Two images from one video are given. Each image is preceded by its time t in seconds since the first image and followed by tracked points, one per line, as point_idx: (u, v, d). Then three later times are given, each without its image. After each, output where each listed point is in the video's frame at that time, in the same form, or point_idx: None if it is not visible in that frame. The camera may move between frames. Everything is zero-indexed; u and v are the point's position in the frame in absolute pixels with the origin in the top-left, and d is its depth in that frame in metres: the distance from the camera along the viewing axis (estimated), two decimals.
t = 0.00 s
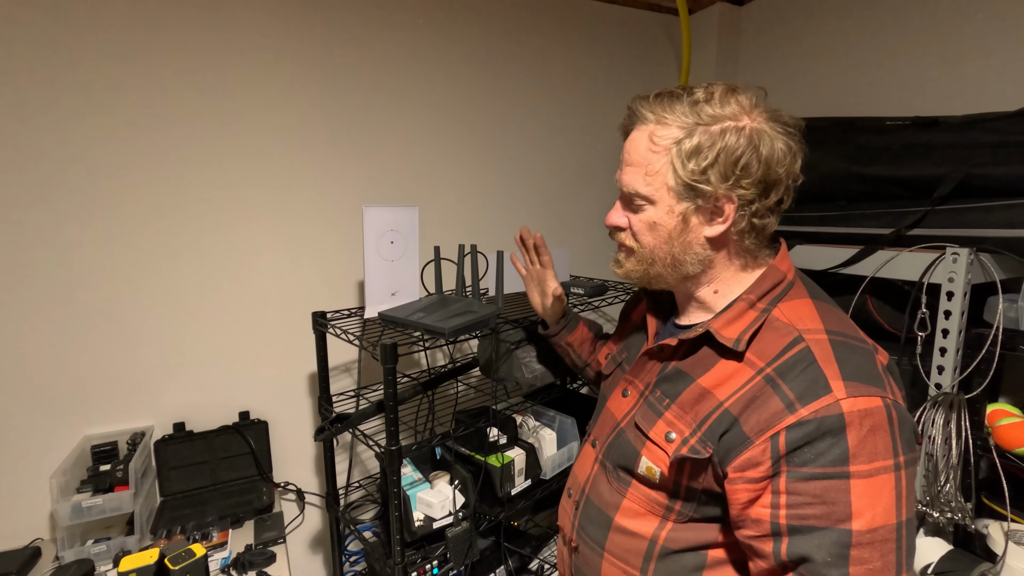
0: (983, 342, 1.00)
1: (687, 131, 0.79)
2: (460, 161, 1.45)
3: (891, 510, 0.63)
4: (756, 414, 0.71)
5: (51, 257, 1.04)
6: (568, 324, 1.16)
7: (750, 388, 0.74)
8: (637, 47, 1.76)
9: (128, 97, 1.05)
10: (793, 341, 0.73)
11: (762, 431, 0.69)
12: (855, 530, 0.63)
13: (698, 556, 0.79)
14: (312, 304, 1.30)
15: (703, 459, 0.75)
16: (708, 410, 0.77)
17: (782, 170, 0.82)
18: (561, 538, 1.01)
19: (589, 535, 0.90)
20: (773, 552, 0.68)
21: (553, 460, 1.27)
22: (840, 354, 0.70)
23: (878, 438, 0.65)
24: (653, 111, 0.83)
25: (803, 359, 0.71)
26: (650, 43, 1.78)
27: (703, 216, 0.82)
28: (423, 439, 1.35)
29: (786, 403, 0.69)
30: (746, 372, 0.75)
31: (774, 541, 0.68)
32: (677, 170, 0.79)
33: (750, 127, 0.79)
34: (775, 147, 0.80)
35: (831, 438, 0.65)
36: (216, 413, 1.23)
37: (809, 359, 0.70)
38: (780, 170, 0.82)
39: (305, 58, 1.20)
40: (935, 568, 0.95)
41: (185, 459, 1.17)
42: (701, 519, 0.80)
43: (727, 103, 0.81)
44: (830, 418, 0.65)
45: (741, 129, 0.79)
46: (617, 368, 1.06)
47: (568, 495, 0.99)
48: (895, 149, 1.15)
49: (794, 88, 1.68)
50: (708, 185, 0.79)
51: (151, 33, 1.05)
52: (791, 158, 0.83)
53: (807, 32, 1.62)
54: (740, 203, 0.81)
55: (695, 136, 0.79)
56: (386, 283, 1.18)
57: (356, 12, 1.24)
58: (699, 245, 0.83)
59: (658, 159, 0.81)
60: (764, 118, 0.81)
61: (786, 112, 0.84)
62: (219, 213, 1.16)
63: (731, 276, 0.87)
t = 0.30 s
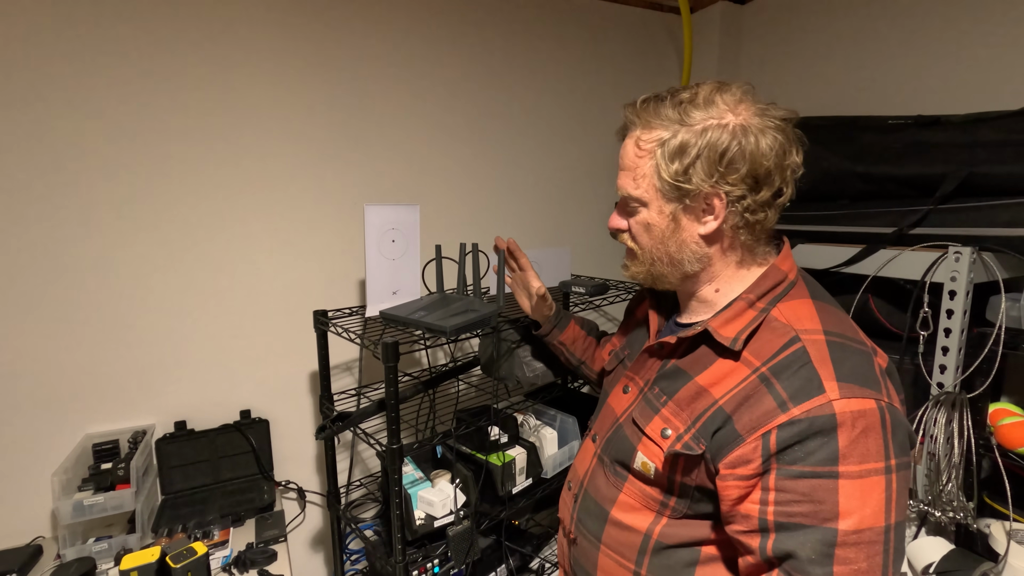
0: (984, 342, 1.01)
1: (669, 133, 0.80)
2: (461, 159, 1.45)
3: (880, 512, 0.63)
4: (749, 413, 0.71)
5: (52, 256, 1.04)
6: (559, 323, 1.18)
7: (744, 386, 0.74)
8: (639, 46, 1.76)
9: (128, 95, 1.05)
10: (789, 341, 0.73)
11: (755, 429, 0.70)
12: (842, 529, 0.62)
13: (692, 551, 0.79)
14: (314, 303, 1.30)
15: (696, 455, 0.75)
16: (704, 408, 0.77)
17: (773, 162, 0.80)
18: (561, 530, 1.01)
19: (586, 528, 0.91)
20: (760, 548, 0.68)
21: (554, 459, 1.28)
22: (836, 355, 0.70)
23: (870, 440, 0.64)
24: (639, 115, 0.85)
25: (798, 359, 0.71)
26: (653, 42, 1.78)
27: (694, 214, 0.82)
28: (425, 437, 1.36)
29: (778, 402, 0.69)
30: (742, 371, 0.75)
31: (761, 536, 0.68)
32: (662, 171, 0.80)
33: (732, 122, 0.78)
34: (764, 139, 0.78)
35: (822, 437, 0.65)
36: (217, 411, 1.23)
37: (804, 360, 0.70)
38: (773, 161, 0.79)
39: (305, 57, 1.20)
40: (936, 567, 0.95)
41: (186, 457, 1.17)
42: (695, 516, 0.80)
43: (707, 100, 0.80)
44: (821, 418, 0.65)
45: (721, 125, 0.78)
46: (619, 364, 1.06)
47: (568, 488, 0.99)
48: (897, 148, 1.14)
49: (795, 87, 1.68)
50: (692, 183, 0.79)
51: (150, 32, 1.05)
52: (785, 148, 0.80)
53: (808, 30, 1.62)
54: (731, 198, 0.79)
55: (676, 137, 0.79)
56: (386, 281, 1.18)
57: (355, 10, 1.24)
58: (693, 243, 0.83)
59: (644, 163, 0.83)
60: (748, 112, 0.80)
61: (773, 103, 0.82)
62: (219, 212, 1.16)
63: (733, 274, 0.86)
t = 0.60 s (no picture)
0: (986, 341, 1.01)
1: (646, 134, 0.82)
2: (462, 158, 1.45)
3: (871, 508, 0.63)
4: (741, 410, 0.71)
5: (53, 255, 1.04)
6: (556, 326, 1.18)
7: (737, 383, 0.74)
8: (640, 45, 1.75)
9: (128, 93, 1.05)
10: (780, 338, 0.73)
11: (745, 426, 0.70)
12: (832, 525, 0.62)
13: (690, 547, 0.79)
14: (314, 302, 1.30)
15: (690, 452, 0.75)
16: (698, 405, 0.77)
17: (751, 154, 0.79)
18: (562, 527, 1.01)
19: (586, 524, 0.91)
20: (753, 543, 0.68)
21: (555, 458, 1.28)
22: (827, 352, 0.70)
23: (860, 436, 0.64)
24: (620, 121, 0.88)
25: (789, 355, 0.71)
26: (653, 41, 1.78)
27: (677, 210, 0.83)
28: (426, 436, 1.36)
29: (769, 399, 0.69)
30: (734, 368, 0.75)
31: (754, 532, 0.68)
32: (641, 170, 0.82)
33: (704, 118, 0.79)
34: (739, 132, 0.79)
35: (811, 433, 0.65)
36: (218, 410, 1.23)
37: (795, 356, 0.70)
38: (750, 154, 0.79)
39: (305, 56, 1.20)
40: (937, 566, 0.95)
41: (188, 455, 1.17)
42: (692, 512, 0.80)
43: (681, 100, 0.82)
44: (811, 414, 0.65)
45: (694, 121, 0.79)
46: (618, 362, 1.05)
47: (568, 485, 0.99)
48: (898, 147, 1.14)
49: (796, 86, 1.68)
50: (670, 179, 0.80)
51: (151, 31, 1.05)
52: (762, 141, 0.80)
53: (810, 29, 1.62)
54: (711, 192, 0.79)
55: (652, 136, 0.81)
56: (387, 280, 1.18)
57: (355, 9, 1.24)
58: (678, 239, 0.83)
59: (626, 164, 0.85)
60: (722, 108, 0.81)
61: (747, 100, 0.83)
62: (219, 211, 1.16)
63: (725, 270, 0.86)
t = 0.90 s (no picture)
0: (986, 341, 1.02)
1: (669, 123, 0.81)
2: (463, 159, 1.45)
3: (879, 501, 0.63)
4: (742, 407, 0.71)
5: (54, 255, 1.04)
6: (571, 337, 1.19)
7: (736, 381, 0.74)
8: (641, 45, 1.75)
9: (129, 93, 1.05)
10: (779, 336, 0.73)
11: (748, 425, 0.69)
12: (841, 520, 0.62)
13: (691, 546, 0.79)
14: (315, 301, 1.30)
15: (692, 451, 0.75)
16: (699, 403, 0.77)
17: (768, 159, 0.81)
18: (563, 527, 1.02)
19: (587, 524, 0.91)
20: (763, 545, 0.68)
21: (556, 458, 1.28)
22: (826, 348, 0.70)
23: (863, 430, 0.64)
24: (640, 110, 0.86)
25: (788, 352, 0.71)
26: (654, 41, 1.78)
27: (691, 204, 0.82)
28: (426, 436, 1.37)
29: (770, 397, 0.69)
30: (733, 366, 0.76)
31: (763, 534, 0.68)
32: (662, 160, 0.81)
33: (730, 117, 0.80)
34: (761, 136, 0.80)
35: (814, 430, 0.65)
36: (220, 410, 1.23)
37: (793, 353, 0.70)
38: (767, 158, 0.81)
39: (305, 56, 1.20)
40: (936, 566, 0.95)
41: (189, 455, 1.18)
42: (693, 510, 0.80)
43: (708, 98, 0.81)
44: (812, 410, 0.65)
45: (720, 119, 0.79)
46: (619, 362, 1.06)
47: (570, 485, 1.00)
48: (899, 146, 1.14)
49: (797, 86, 1.68)
50: (691, 172, 0.79)
51: (152, 31, 1.05)
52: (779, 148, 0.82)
53: (810, 30, 1.62)
54: (727, 191, 0.80)
55: (677, 128, 0.80)
56: (388, 280, 1.18)
57: (356, 9, 1.24)
58: (688, 233, 0.83)
59: (643, 151, 0.83)
60: (746, 111, 0.81)
61: (766, 105, 0.84)
62: (221, 211, 1.16)
63: (726, 268, 0.86)
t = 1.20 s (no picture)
0: (987, 341, 1.02)
1: (682, 139, 0.78)
2: (464, 159, 1.45)
3: (916, 500, 0.63)
4: (776, 411, 0.70)
5: (56, 255, 1.04)
6: (570, 385, 1.05)
7: (766, 384, 0.73)
8: (642, 45, 1.75)
9: (129, 93, 1.05)
10: (806, 338, 0.74)
11: (784, 428, 0.69)
12: (885, 523, 0.62)
13: (707, 546, 0.79)
14: (316, 301, 1.30)
15: (716, 454, 0.74)
16: (723, 406, 0.77)
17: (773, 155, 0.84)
18: (569, 529, 1.01)
19: (599, 526, 0.90)
20: (807, 558, 0.65)
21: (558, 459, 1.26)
22: (853, 350, 0.71)
23: (898, 431, 0.64)
24: (639, 130, 0.82)
25: (817, 355, 0.71)
26: (655, 40, 1.78)
27: (718, 215, 0.80)
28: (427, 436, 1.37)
29: (805, 400, 0.68)
30: (759, 368, 0.75)
31: (806, 547, 0.65)
32: (686, 177, 0.77)
33: (736, 122, 0.80)
34: (764, 136, 0.82)
35: (852, 433, 0.65)
36: (220, 409, 1.24)
37: (823, 356, 0.71)
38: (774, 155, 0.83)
39: (305, 56, 1.20)
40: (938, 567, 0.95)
41: (191, 455, 1.18)
42: (710, 512, 0.79)
43: (707, 107, 0.81)
44: (850, 412, 0.65)
45: (730, 126, 0.79)
46: (626, 365, 1.02)
47: (577, 488, 0.98)
48: (900, 146, 1.14)
49: (798, 86, 1.67)
50: (719, 184, 0.77)
51: (151, 31, 1.05)
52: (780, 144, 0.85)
53: (811, 29, 1.62)
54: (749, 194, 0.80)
55: (693, 142, 0.78)
56: (388, 280, 1.18)
57: (356, 9, 1.24)
58: (719, 244, 0.81)
59: (663, 171, 0.78)
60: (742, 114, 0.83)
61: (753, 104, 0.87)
62: (221, 211, 1.16)
63: (744, 273, 0.86)
